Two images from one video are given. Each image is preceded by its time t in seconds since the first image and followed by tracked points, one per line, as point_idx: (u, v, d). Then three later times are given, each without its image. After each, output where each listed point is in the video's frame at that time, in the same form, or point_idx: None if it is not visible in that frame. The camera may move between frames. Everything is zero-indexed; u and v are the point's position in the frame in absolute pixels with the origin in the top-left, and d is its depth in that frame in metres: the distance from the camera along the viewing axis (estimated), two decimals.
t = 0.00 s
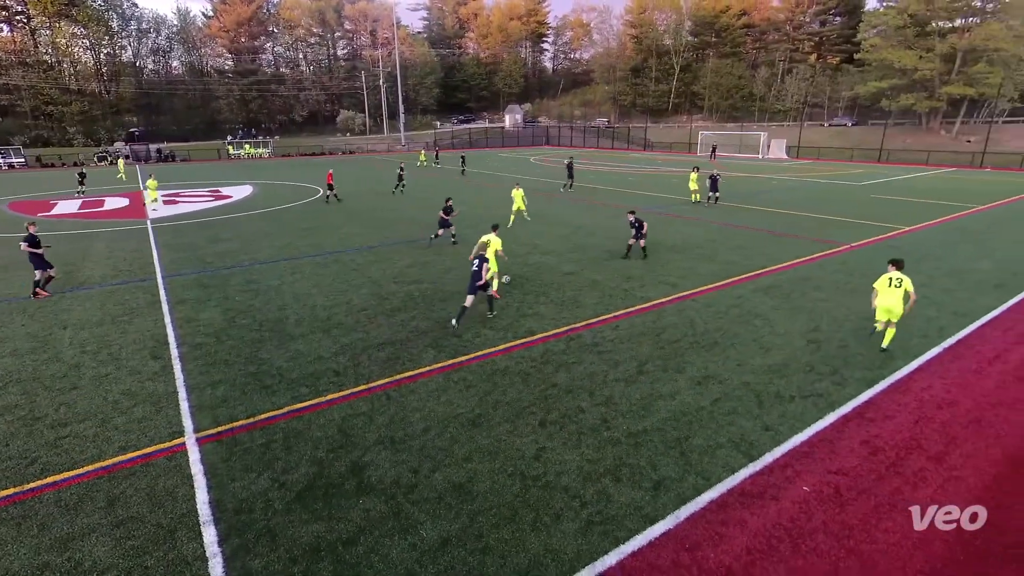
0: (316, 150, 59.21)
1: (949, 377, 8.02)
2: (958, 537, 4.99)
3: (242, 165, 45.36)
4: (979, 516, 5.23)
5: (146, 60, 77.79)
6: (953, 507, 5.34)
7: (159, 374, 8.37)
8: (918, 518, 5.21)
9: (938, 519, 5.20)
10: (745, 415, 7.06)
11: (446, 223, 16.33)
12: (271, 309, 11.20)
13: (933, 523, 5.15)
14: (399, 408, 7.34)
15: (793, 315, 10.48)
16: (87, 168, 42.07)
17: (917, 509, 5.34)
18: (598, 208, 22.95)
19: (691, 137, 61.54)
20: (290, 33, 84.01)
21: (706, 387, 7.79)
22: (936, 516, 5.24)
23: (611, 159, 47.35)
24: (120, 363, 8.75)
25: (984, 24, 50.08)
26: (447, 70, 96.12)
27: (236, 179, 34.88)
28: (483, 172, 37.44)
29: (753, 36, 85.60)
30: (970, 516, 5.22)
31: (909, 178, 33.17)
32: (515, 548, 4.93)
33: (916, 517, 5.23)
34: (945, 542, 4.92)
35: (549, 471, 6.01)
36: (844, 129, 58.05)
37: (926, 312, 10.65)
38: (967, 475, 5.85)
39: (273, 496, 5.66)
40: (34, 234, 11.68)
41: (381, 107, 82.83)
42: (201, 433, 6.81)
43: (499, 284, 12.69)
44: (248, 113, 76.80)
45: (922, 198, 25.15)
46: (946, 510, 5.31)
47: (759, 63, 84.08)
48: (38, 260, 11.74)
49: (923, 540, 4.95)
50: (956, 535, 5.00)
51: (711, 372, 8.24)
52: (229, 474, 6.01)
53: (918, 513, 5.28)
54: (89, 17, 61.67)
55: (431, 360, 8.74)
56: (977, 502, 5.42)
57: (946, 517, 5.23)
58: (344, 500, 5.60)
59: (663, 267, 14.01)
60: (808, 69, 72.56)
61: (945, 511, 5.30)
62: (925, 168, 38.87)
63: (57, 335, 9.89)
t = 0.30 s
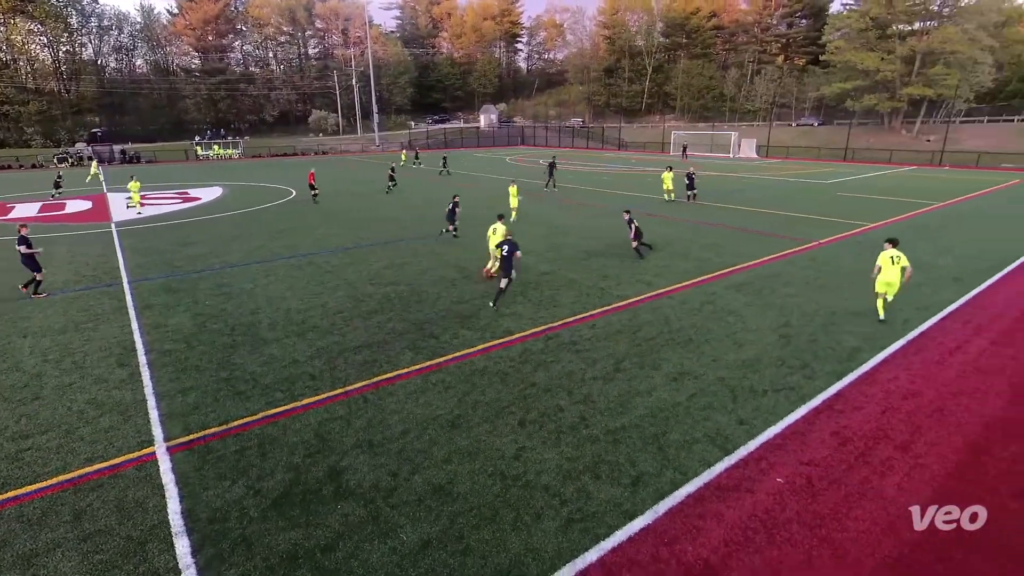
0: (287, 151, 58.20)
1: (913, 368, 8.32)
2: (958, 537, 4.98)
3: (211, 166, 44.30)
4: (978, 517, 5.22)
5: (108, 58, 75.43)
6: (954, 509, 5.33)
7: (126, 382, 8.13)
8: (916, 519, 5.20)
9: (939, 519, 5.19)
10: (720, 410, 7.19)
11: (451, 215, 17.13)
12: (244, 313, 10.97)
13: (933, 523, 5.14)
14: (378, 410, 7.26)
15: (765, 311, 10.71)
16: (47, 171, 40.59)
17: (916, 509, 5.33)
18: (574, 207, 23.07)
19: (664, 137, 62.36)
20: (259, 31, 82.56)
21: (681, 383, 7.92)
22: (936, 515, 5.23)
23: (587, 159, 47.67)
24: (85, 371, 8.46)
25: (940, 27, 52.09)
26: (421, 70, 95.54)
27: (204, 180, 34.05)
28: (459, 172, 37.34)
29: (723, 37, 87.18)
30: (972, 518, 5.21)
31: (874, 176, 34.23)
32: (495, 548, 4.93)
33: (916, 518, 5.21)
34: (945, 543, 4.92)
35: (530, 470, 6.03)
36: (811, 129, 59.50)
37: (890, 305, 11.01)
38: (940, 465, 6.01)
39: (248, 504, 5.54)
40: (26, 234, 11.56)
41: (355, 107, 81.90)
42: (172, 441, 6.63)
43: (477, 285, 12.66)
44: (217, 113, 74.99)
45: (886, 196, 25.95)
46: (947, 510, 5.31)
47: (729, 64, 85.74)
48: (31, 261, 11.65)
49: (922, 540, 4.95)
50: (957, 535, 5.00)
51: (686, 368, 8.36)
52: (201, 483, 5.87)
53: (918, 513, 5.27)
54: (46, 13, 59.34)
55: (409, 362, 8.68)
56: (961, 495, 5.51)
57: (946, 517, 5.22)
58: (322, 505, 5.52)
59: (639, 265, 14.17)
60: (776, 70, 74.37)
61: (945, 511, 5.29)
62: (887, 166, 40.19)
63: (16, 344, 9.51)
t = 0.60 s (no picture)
0: (256, 152, 56.95)
1: (879, 360, 8.59)
2: (959, 537, 4.98)
3: (177, 167, 43.13)
4: (982, 517, 5.21)
5: (65, 56, 72.71)
6: (955, 509, 5.31)
7: (90, 391, 7.86)
8: (918, 519, 5.18)
9: (939, 520, 5.18)
10: (694, 405, 7.32)
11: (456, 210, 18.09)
12: (214, 318, 10.69)
13: (934, 523, 5.14)
14: (354, 414, 7.17)
15: (737, 308, 10.92)
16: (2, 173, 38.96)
17: (916, 508, 5.33)
18: (548, 207, 23.14)
19: (636, 136, 63.13)
20: (225, 29, 80.65)
21: (657, 379, 8.02)
22: (935, 515, 5.23)
23: (560, 159, 47.96)
24: (45, 382, 8.13)
25: (898, 29, 53.99)
26: (393, 70, 94.66)
27: (170, 182, 33.12)
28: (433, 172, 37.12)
29: (693, 38, 88.54)
30: (973, 519, 5.20)
31: (838, 174, 35.25)
32: (475, 549, 4.93)
33: (917, 518, 5.21)
34: (947, 544, 4.90)
35: (509, 470, 6.03)
36: (778, 129, 60.90)
37: (854, 299, 11.37)
38: (909, 454, 6.20)
39: (221, 513, 5.41)
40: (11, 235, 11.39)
41: (325, 107, 80.70)
42: (139, 452, 6.43)
43: (452, 286, 12.60)
44: (182, 112, 72.91)
45: (852, 194, 26.75)
46: (947, 510, 5.30)
47: (698, 64, 87.16)
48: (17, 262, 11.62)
49: (919, 539, 4.96)
50: (957, 535, 5.00)
51: (661, 365, 8.48)
52: (171, 493, 5.71)
53: (918, 512, 5.27)
54: None
55: (385, 364, 8.60)
56: (940, 487, 5.64)
57: (946, 518, 5.21)
58: (298, 513, 5.42)
59: (613, 264, 14.30)
60: (744, 71, 75.96)
61: (945, 510, 5.28)
62: (851, 165, 41.45)
63: None
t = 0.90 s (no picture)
0: (223, 152, 55.59)
1: (844, 352, 8.87)
2: (959, 538, 4.99)
3: (139, 169, 41.81)
4: (981, 517, 5.23)
5: (18, 54, 69.80)
6: (952, 509, 5.34)
7: (52, 401, 7.57)
8: (918, 520, 5.19)
9: (940, 520, 5.19)
10: (670, 401, 7.43)
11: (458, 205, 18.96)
12: (182, 324, 10.39)
13: (934, 523, 5.14)
14: (329, 419, 7.07)
15: (709, 304, 11.12)
16: None
17: (916, 509, 5.33)
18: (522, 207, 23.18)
19: (608, 136, 63.75)
20: (188, 27, 78.41)
21: (633, 376, 8.12)
22: (935, 515, 5.23)
23: (533, 159, 48.10)
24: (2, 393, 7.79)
25: (858, 32, 55.75)
26: (364, 69, 93.54)
27: (132, 184, 32.09)
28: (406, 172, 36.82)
29: (663, 39, 89.70)
30: (970, 517, 5.24)
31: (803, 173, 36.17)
32: (455, 550, 4.91)
33: (917, 518, 5.21)
34: (947, 544, 4.92)
35: (487, 471, 6.02)
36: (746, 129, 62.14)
37: (822, 294, 11.69)
38: (876, 443, 6.41)
39: (192, 524, 5.27)
40: None
41: (295, 107, 79.24)
42: (105, 463, 6.21)
43: (428, 287, 12.51)
44: (144, 112, 70.66)
45: (819, 191, 27.45)
46: (946, 510, 5.31)
47: (669, 65, 88.47)
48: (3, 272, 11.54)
49: (921, 540, 4.96)
50: (959, 535, 5.01)
51: (637, 363, 8.57)
52: (140, 505, 5.53)
53: (918, 513, 5.27)
54: None
55: (361, 368, 8.49)
56: (914, 478, 5.80)
57: (946, 518, 5.22)
58: (273, 521, 5.32)
59: (587, 263, 14.41)
60: (712, 72, 77.41)
61: (945, 511, 5.30)
62: (816, 164, 42.60)
63: None
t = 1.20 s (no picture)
0: (187, 153, 53.99)
1: (810, 346, 9.13)
2: (960, 538, 4.99)
3: (98, 171, 40.37)
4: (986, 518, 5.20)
5: None
6: (953, 509, 5.34)
7: (6, 415, 7.23)
8: (919, 520, 5.19)
9: (939, 519, 5.20)
10: (644, 397, 7.53)
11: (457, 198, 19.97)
12: (146, 331, 10.07)
13: (934, 524, 5.15)
14: (302, 424, 6.93)
15: (681, 301, 11.32)
16: None
17: (917, 509, 5.33)
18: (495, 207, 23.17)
19: (579, 136, 64.31)
20: (148, 24, 75.91)
21: (607, 373, 8.20)
22: (935, 516, 5.24)
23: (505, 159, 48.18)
24: None
25: (819, 35, 57.51)
26: (333, 69, 92.19)
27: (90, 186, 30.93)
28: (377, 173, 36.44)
29: (632, 40, 90.87)
30: (975, 519, 5.21)
31: (768, 172, 37.16)
32: (433, 553, 4.87)
33: (916, 518, 5.21)
34: (948, 544, 4.92)
35: (464, 471, 6.01)
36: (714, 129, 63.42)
37: (788, 289, 12.02)
38: (843, 433, 6.61)
39: (160, 536, 5.12)
40: None
41: (262, 107, 77.52)
42: (65, 477, 5.96)
43: (402, 288, 12.41)
44: (102, 112, 68.08)
45: (784, 190, 28.25)
46: (946, 510, 5.32)
47: (637, 66, 89.76)
48: None
49: (921, 539, 4.96)
50: (957, 536, 5.02)
51: (612, 360, 8.65)
52: (105, 519, 5.34)
53: (918, 513, 5.27)
54: None
55: (334, 371, 8.36)
56: (885, 467, 5.96)
57: (946, 517, 5.23)
58: (245, 530, 5.19)
59: (561, 262, 14.48)
60: (680, 73, 78.78)
61: (945, 511, 5.31)
62: (781, 163, 43.75)
63: None
